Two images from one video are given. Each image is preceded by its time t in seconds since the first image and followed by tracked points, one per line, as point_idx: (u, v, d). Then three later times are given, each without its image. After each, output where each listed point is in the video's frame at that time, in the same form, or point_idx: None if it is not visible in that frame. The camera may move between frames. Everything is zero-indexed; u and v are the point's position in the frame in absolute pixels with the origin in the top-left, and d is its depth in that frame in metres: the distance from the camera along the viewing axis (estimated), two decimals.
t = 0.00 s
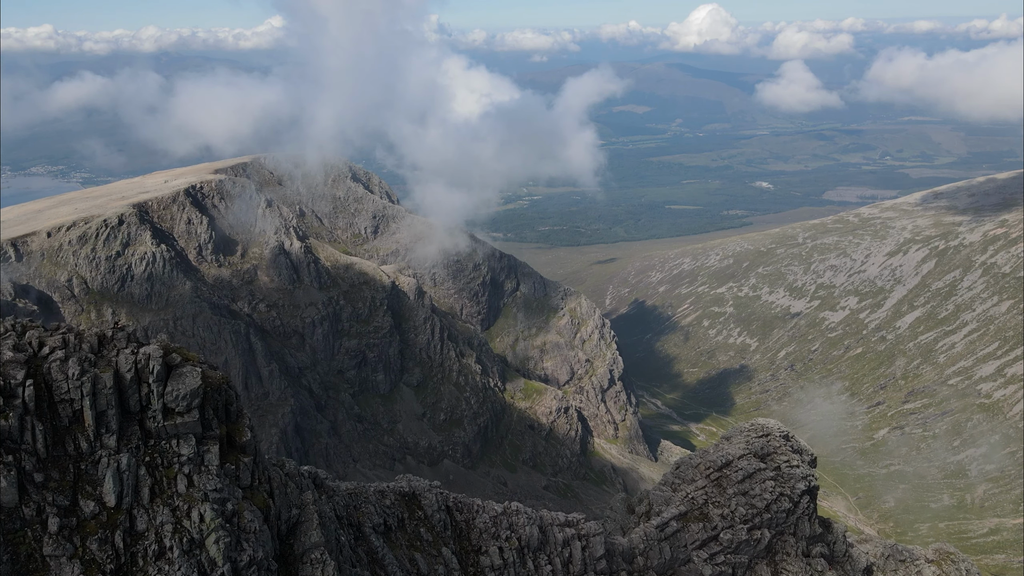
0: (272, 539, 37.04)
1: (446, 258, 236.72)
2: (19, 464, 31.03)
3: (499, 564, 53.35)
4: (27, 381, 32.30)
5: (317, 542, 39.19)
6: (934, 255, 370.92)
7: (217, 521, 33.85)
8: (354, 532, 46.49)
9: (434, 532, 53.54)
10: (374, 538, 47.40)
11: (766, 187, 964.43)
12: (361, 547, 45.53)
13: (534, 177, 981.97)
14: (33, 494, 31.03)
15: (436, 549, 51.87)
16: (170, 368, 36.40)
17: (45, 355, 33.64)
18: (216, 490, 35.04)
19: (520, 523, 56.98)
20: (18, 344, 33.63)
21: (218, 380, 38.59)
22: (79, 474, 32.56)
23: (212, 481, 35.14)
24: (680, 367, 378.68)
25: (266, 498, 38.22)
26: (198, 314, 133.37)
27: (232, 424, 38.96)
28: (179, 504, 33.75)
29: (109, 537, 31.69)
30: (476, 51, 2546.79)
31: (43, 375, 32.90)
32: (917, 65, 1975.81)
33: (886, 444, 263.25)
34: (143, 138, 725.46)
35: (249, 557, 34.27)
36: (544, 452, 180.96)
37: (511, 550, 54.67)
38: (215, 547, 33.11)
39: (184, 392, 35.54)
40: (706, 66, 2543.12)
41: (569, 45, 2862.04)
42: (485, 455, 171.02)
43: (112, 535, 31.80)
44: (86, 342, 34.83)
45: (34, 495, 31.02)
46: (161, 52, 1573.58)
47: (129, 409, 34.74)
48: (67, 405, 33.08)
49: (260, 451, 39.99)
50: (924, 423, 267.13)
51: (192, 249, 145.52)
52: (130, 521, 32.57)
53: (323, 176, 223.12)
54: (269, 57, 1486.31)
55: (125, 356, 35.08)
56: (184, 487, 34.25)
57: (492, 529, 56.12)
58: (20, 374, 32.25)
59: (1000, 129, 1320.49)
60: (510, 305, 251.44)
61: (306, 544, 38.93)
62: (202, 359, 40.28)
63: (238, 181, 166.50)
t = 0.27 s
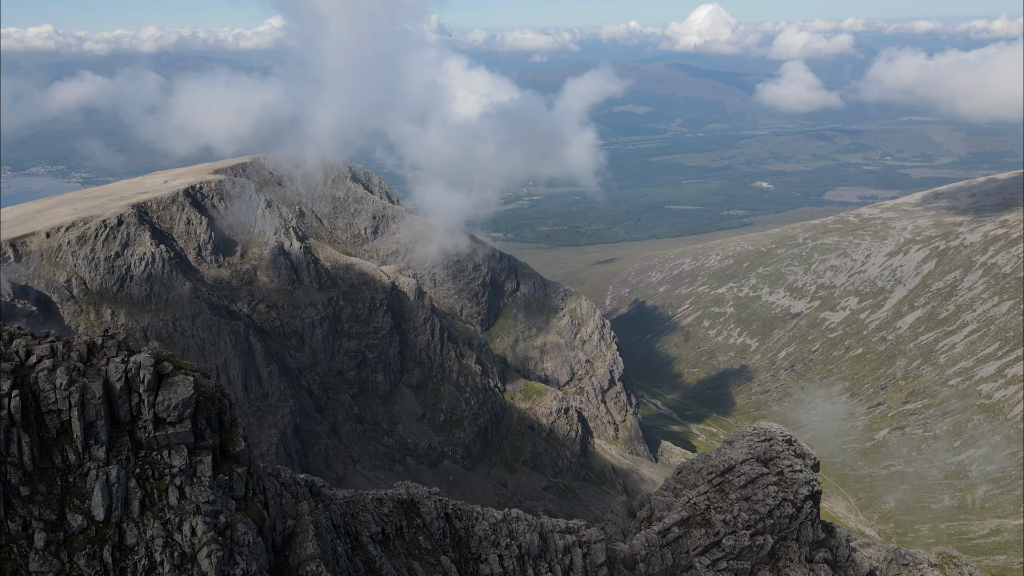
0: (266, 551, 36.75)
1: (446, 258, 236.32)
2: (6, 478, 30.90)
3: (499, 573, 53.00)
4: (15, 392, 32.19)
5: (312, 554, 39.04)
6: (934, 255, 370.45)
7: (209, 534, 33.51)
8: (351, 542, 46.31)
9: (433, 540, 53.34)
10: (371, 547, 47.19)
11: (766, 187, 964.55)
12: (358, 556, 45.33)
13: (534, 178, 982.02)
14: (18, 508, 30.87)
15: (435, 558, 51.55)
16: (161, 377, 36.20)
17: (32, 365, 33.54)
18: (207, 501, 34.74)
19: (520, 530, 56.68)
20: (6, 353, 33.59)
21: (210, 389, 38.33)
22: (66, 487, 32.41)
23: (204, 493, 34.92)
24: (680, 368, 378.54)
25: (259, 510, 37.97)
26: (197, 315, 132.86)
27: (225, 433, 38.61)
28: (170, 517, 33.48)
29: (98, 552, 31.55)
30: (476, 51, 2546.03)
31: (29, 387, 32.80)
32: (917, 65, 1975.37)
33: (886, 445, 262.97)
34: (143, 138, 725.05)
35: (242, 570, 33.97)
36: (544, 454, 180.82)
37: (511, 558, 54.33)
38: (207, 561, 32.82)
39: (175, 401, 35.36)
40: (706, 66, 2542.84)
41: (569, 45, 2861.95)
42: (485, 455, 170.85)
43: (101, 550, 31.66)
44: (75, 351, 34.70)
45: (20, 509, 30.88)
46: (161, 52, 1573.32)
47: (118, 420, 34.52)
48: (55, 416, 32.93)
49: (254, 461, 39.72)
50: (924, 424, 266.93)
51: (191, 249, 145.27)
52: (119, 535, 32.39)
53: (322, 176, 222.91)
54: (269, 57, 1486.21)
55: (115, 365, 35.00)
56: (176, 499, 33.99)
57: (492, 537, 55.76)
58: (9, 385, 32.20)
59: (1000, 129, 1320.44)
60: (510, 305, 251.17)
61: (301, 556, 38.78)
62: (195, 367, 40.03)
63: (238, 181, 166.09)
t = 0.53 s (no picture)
0: (261, 563, 36.33)
1: (446, 258, 236.04)
2: None
3: None
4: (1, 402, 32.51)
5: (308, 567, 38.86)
6: (935, 256, 369.68)
7: (202, 550, 33.33)
8: (349, 552, 45.92)
9: (431, 548, 52.98)
10: (369, 558, 46.78)
11: (766, 187, 964.41)
12: (356, 566, 45.05)
13: (534, 178, 981.83)
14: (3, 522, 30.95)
15: (433, 566, 51.33)
16: (153, 387, 36.40)
17: (19, 373, 33.87)
18: (199, 513, 34.55)
19: (521, 538, 56.54)
20: None
21: (202, 399, 38.25)
22: (53, 501, 32.39)
23: (196, 505, 34.76)
24: (680, 368, 378.44)
25: (254, 522, 37.46)
26: (197, 315, 132.30)
27: (219, 443, 38.46)
28: (161, 531, 33.35)
29: (85, 568, 31.49)
30: (476, 51, 2545.82)
31: (15, 396, 33.05)
32: (917, 65, 1974.85)
33: (887, 445, 262.77)
34: (143, 138, 725.01)
35: None
36: (544, 455, 180.82)
37: (511, 566, 54.20)
38: None
39: (166, 412, 35.38)
40: (706, 66, 2541.99)
41: (569, 45, 2861.43)
42: (485, 456, 170.86)
43: (88, 566, 31.58)
44: (62, 360, 34.96)
45: (6, 521, 30.97)
46: (162, 53, 1574.73)
47: (107, 431, 34.59)
48: (41, 428, 33.10)
49: (248, 472, 39.36)
50: (925, 424, 266.56)
51: (191, 250, 145.05)
52: (107, 550, 32.36)
53: (322, 177, 222.65)
54: (269, 57, 1486.64)
55: (104, 375, 35.13)
56: (166, 513, 33.84)
57: (492, 545, 55.71)
58: None
59: (1000, 130, 1319.59)
60: (511, 306, 250.91)
61: (297, 568, 38.60)
62: (187, 376, 40.04)
63: (238, 181, 165.88)
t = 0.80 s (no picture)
0: None
1: (446, 259, 235.75)
2: None
3: None
4: None
5: None
6: (935, 256, 369.01)
7: (191, 563, 35.25)
8: (345, 561, 47.00)
9: (430, 557, 53.09)
10: (364, 566, 47.87)
11: (767, 187, 964.09)
12: (350, 575, 46.16)
13: (534, 178, 981.54)
14: None
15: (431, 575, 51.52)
16: (142, 398, 37.92)
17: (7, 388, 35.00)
18: (190, 526, 36.36)
19: (521, 546, 56.06)
20: None
21: (193, 409, 40.15)
22: (41, 516, 33.88)
23: (186, 519, 36.49)
24: (681, 368, 378.31)
25: (246, 535, 39.46)
26: (196, 316, 132.06)
27: (211, 454, 40.53)
28: (150, 545, 35.20)
29: None
30: (476, 51, 2544.70)
31: (4, 409, 34.31)
32: (918, 65, 1972.25)
33: (888, 446, 262.46)
34: (143, 138, 724.90)
35: None
36: (545, 455, 180.45)
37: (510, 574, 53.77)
38: None
39: (157, 423, 37.12)
40: (706, 66, 2540.78)
41: (569, 45, 2860.66)
42: (485, 457, 170.56)
43: None
44: (50, 370, 36.25)
45: None
46: (162, 53, 1574.53)
47: (97, 443, 36.22)
48: (27, 441, 34.41)
49: (239, 483, 41.42)
50: (925, 425, 266.30)
51: (190, 251, 144.75)
52: (96, 565, 34.08)
53: (321, 177, 222.46)
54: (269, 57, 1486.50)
55: (92, 386, 36.54)
56: (157, 527, 35.64)
57: (490, 554, 55.55)
58: None
59: (1001, 130, 1318.13)
60: (511, 307, 250.54)
61: None
62: (179, 386, 41.84)
63: (237, 182, 165.64)
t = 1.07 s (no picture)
0: None
1: (446, 259, 235.42)
2: None
3: None
4: None
5: None
6: (936, 256, 368.35)
7: None
8: (341, 572, 47.06)
9: (429, 566, 52.79)
10: None
11: (767, 187, 963.40)
12: None
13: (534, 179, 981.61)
14: None
15: None
16: (132, 409, 37.91)
17: None
18: (181, 541, 36.28)
19: (520, 554, 56.23)
20: None
21: (184, 419, 40.03)
22: (26, 532, 33.55)
23: (177, 533, 36.37)
24: (681, 369, 378.40)
25: (240, 548, 39.55)
26: (195, 317, 131.68)
27: (203, 465, 40.67)
28: (139, 561, 35.07)
29: None
30: (476, 51, 2544.24)
31: None
32: (919, 65, 1971.03)
33: (889, 447, 262.17)
34: (142, 138, 724.80)
35: None
36: (545, 457, 180.13)
37: None
38: None
39: (147, 435, 36.97)
40: (706, 66, 2540.76)
41: (569, 45, 2860.09)
42: (485, 458, 170.18)
43: None
44: (38, 380, 36.28)
45: None
46: (162, 53, 1574.45)
47: (84, 456, 36.16)
48: (13, 453, 34.34)
49: (232, 494, 41.29)
50: (926, 426, 265.90)
51: (189, 251, 144.40)
52: None
53: (321, 178, 222.11)
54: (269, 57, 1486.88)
55: (80, 397, 36.55)
56: (145, 542, 35.49)
57: (491, 562, 55.14)
58: None
59: (1001, 130, 1317.52)
60: (511, 307, 250.11)
61: None
62: (169, 396, 41.68)
63: (237, 183, 165.38)
